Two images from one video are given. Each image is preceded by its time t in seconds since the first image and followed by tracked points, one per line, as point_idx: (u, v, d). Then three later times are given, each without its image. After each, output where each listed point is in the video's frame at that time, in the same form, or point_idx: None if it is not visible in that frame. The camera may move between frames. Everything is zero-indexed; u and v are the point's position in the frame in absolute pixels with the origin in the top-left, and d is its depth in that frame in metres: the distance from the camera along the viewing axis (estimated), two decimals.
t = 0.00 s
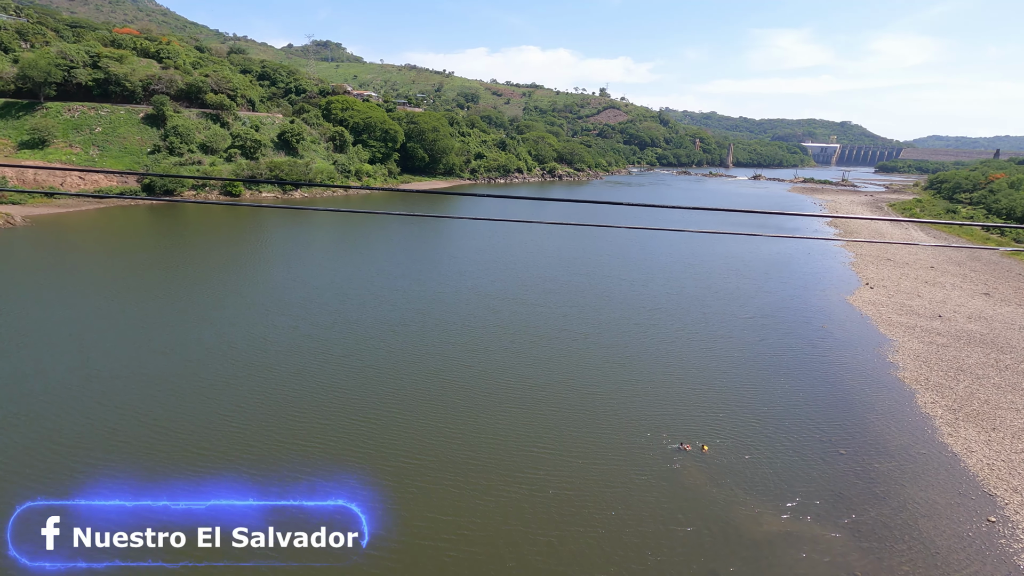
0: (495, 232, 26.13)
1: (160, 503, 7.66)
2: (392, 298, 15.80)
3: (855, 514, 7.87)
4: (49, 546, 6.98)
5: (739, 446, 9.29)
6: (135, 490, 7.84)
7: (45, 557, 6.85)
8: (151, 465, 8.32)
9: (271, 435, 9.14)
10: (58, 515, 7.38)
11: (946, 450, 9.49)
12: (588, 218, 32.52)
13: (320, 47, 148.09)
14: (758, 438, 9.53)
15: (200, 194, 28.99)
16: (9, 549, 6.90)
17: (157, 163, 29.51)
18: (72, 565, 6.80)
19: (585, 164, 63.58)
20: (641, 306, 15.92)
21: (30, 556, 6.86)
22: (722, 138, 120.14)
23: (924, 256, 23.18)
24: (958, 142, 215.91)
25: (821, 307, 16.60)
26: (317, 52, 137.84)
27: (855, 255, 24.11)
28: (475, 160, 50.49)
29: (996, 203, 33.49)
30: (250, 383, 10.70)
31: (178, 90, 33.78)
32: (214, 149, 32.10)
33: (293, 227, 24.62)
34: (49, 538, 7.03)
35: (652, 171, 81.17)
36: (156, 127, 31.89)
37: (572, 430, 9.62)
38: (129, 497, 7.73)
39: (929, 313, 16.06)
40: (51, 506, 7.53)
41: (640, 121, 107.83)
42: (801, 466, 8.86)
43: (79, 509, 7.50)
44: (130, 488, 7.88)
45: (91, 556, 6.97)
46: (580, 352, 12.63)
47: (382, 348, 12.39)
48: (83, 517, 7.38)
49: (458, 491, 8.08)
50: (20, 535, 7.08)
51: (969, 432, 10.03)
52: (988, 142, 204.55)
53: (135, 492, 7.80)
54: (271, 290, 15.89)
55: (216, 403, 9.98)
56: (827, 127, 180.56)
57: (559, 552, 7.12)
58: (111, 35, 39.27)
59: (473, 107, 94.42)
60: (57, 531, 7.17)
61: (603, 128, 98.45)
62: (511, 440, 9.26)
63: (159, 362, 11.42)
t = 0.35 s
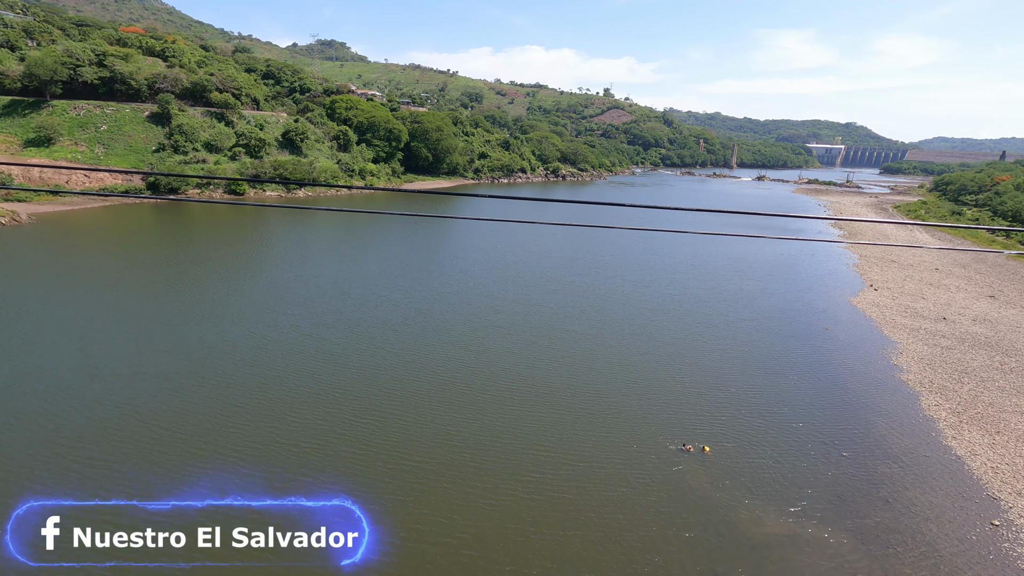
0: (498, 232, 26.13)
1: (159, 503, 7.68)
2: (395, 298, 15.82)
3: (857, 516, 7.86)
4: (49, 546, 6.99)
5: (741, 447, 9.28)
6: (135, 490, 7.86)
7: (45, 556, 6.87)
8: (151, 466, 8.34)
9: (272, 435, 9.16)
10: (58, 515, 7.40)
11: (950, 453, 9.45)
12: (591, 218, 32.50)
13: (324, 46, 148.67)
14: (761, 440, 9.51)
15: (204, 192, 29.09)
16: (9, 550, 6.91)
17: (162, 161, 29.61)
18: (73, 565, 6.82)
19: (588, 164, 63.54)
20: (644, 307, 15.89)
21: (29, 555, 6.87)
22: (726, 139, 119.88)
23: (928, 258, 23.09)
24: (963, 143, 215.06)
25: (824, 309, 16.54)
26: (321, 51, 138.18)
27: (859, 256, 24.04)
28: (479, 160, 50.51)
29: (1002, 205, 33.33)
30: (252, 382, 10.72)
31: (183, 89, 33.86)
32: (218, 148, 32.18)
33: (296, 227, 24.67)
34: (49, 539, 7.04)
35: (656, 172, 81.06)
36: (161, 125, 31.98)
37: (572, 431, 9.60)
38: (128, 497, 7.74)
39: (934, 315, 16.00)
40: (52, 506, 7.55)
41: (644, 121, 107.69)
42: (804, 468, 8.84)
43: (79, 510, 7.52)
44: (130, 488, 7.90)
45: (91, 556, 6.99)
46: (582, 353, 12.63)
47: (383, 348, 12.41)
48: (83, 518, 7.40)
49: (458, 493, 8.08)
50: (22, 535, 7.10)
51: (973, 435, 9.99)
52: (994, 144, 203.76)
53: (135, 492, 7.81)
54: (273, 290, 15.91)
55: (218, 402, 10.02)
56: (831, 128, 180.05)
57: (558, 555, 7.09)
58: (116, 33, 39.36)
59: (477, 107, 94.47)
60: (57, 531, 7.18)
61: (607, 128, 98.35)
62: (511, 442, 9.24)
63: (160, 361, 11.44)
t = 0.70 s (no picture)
0: (500, 232, 26.13)
1: (159, 503, 7.69)
2: (397, 297, 15.83)
3: (858, 518, 7.84)
4: (49, 546, 6.99)
5: (743, 449, 9.26)
6: (135, 490, 7.87)
7: (45, 556, 6.88)
8: (152, 465, 8.35)
9: (273, 434, 9.17)
10: (59, 516, 7.40)
11: (953, 455, 9.42)
12: (594, 218, 32.49)
13: (328, 45, 148.99)
14: (763, 441, 9.49)
15: (207, 191, 29.14)
16: (10, 550, 6.91)
17: (165, 160, 29.65)
18: (73, 565, 6.81)
19: (591, 164, 63.51)
20: (646, 308, 15.88)
21: (29, 555, 6.88)
22: (729, 139, 119.68)
23: (932, 260, 23.02)
24: (969, 143, 214.14)
25: (827, 310, 16.50)
26: (324, 51, 138.43)
27: (862, 257, 23.99)
28: (481, 160, 50.53)
29: (1007, 207, 33.20)
30: (253, 382, 10.73)
31: (187, 88, 33.91)
32: (221, 147, 32.24)
33: (299, 226, 24.70)
34: (49, 539, 7.05)
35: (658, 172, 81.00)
36: (164, 124, 32.04)
37: (573, 432, 9.59)
38: (127, 497, 7.75)
39: (937, 317, 15.94)
40: (52, 507, 7.55)
41: (647, 121, 107.61)
42: (807, 471, 8.80)
43: (79, 510, 7.52)
44: (130, 488, 7.90)
45: (92, 556, 7.00)
46: (584, 354, 12.62)
47: (385, 348, 12.42)
48: (83, 518, 7.40)
49: (458, 493, 8.08)
50: (22, 535, 7.10)
51: (976, 437, 9.96)
52: (998, 145, 203.10)
53: (135, 493, 7.82)
54: (275, 289, 15.94)
55: (219, 402, 10.03)
56: (835, 129, 179.66)
57: (558, 556, 7.09)
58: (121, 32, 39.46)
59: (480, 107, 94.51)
60: (57, 531, 7.19)
61: (610, 128, 98.31)
62: (512, 443, 9.22)
63: (162, 360, 11.46)
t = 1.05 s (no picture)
0: (501, 232, 26.14)
1: (161, 503, 7.71)
2: (398, 297, 15.83)
3: (859, 521, 7.82)
4: (49, 546, 6.99)
5: (743, 450, 9.26)
6: (135, 491, 7.88)
7: (45, 556, 6.87)
8: (152, 465, 8.35)
9: (273, 434, 9.18)
10: (58, 515, 7.40)
11: (954, 457, 9.41)
12: (595, 219, 32.48)
13: (330, 44, 148.36)
14: (763, 443, 9.48)
15: (209, 189, 29.17)
16: (9, 551, 6.90)
17: (167, 157, 29.64)
18: (74, 565, 6.83)
19: (593, 164, 63.49)
20: (647, 309, 15.88)
21: (29, 555, 6.87)
22: (731, 140, 119.57)
23: (933, 262, 22.99)
24: (972, 145, 213.84)
25: (828, 312, 16.49)
26: (328, 50, 138.82)
27: (864, 259, 23.95)
28: (483, 159, 50.54)
29: (1009, 210, 33.13)
30: (254, 381, 10.75)
31: (189, 86, 33.93)
32: (223, 145, 32.26)
33: (300, 225, 24.73)
34: (49, 539, 7.04)
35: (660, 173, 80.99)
36: (167, 122, 32.07)
37: (573, 433, 9.60)
38: (128, 497, 7.75)
39: (938, 319, 15.91)
40: (52, 507, 7.54)
41: (649, 122, 107.56)
42: (807, 473, 8.79)
43: (79, 510, 7.52)
44: (130, 488, 7.90)
45: (90, 556, 6.99)
46: (585, 354, 12.62)
47: (385, 347, 12.42)
48: (83, 518, 7.39)
49: (457, 494, 8.08)
50: (22, 535, 7.10)
51: (977, 440, 9.95)
52: (1002, 148, 202.72)
53: (136, 493, 7.82)
54: (277, 288, 15.97)
55: (219, 402, 10.03)
56: (837, 130, 179.47)
57: (558, 558, 7.08)
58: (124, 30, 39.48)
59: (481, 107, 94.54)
60: (57, 531, 7.18)
61: (612, 128, 98.26)
62: (513, 444, 9.22)
63: (163, 358, 11.48)
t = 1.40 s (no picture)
0: (501, 231, 26.11)
1: (160, 503, 7.69)
2: (397, 296, 15.82)
3: (857, 523, 7.83)
4: (49, 546, 6.98)
5: (741, 451, 9.27)
6: (135, 490, 7.87)
7: (45, 556, 6.86)
8: (151, 464, 8.34)
9: (272, 433, 9.18)
10: (58, 516, 7.37)
11: (950, 460, 9.43)
12: (594, 219, 32.50)
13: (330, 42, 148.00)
14: (761, 444, 9.49)
15: (209, 186, 29.15)
16: (9, 550, 6.89)
17: (167, 154, 29.55)
18: (74, 565, 6.80)
19: (592, 164, 63.50)
20: (645, 309, 15.87)
21: (29, 555, 6.86)
22: (731, 141, 119.50)
23: (932, 265, 23.03)
24: (971, 148, 214.07)
25: (827, 313, 16.50)
26: (328, 48, 138.72)
27: (862, 261, 23.98)
28: (483, 159, 50.55)
29: (1008, 213, 33.19)
30: (253, 379, 10.74)
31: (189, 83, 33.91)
32: (223, 142, 32.24)
33: (300, 223, 24.73)
34: (49, 539, 7.03)
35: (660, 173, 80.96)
36: (166, 119, 32.02)
37: (571, 433, 9.61)
38: (127, 497, 7.74)
39: (936, 322, 15.93)
40: (51, 507, 7.52)
41: (650, 122, 107.57)
42: (805, 474, 8.81)
43: (78, 510, 7.50)
44: (129, 488, 7.89)
45: (90, 556, 6.97)
46: (582, 355, 12.62)
47: (384, 346, 12.42)
48: (82, 518, 7.38)
49: (456, 494, 8.09)
50: (19, 536, 7.08)
51: (974, 442, 9.96)
52: (1001, 150, 202.71)
53: (136, 493, 7.82)
54: (276, 286, 15.96)
55: (219, 400, 10.03)
56: (837, 132, 179.58)
57: (557, 559, 7.08)
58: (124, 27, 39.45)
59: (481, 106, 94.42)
60: (57, 531, 7.17)
61: (612, 128, 98.25)
62: (512, 444, 9.22)
63: (162, 356, 11.47)
